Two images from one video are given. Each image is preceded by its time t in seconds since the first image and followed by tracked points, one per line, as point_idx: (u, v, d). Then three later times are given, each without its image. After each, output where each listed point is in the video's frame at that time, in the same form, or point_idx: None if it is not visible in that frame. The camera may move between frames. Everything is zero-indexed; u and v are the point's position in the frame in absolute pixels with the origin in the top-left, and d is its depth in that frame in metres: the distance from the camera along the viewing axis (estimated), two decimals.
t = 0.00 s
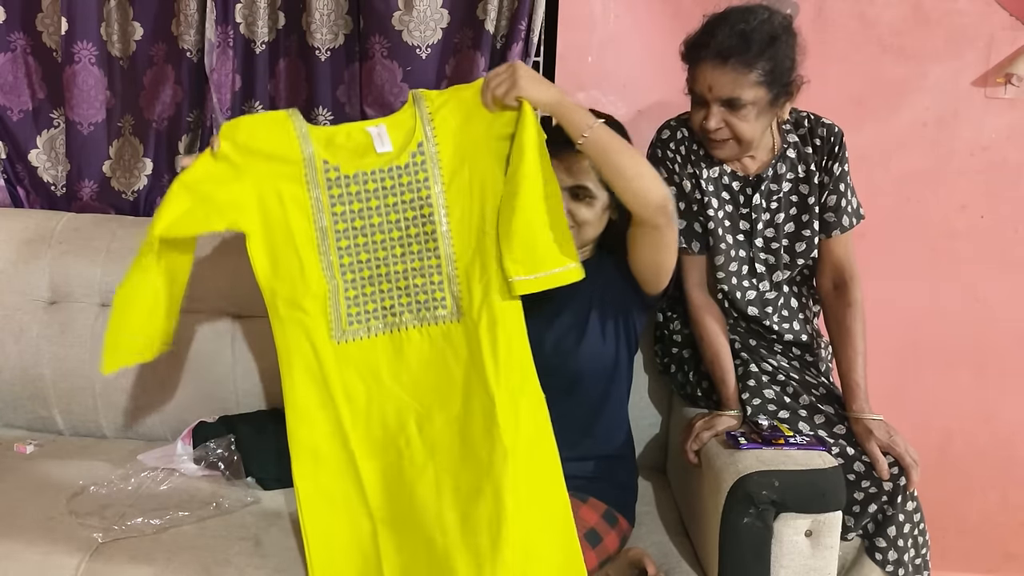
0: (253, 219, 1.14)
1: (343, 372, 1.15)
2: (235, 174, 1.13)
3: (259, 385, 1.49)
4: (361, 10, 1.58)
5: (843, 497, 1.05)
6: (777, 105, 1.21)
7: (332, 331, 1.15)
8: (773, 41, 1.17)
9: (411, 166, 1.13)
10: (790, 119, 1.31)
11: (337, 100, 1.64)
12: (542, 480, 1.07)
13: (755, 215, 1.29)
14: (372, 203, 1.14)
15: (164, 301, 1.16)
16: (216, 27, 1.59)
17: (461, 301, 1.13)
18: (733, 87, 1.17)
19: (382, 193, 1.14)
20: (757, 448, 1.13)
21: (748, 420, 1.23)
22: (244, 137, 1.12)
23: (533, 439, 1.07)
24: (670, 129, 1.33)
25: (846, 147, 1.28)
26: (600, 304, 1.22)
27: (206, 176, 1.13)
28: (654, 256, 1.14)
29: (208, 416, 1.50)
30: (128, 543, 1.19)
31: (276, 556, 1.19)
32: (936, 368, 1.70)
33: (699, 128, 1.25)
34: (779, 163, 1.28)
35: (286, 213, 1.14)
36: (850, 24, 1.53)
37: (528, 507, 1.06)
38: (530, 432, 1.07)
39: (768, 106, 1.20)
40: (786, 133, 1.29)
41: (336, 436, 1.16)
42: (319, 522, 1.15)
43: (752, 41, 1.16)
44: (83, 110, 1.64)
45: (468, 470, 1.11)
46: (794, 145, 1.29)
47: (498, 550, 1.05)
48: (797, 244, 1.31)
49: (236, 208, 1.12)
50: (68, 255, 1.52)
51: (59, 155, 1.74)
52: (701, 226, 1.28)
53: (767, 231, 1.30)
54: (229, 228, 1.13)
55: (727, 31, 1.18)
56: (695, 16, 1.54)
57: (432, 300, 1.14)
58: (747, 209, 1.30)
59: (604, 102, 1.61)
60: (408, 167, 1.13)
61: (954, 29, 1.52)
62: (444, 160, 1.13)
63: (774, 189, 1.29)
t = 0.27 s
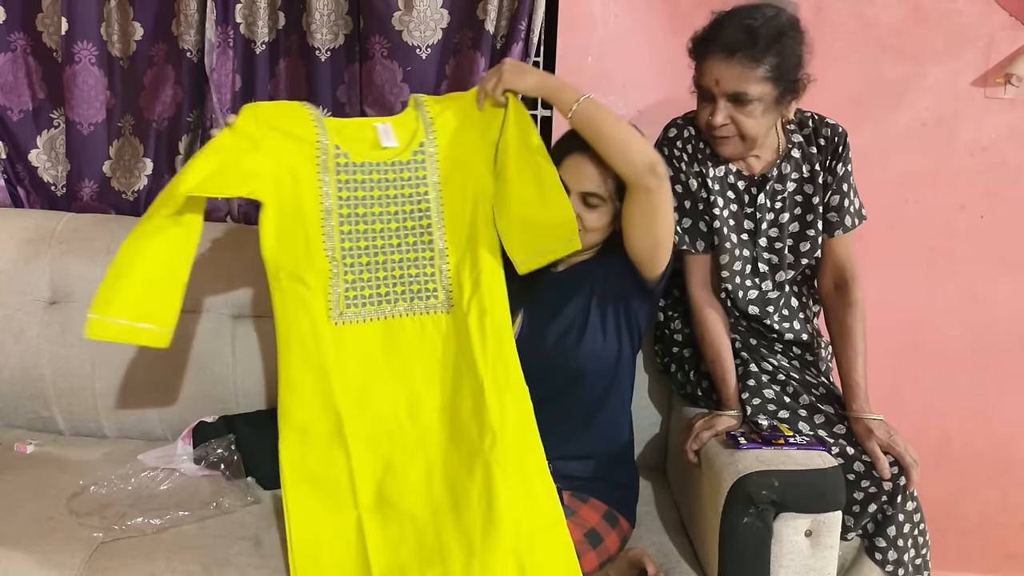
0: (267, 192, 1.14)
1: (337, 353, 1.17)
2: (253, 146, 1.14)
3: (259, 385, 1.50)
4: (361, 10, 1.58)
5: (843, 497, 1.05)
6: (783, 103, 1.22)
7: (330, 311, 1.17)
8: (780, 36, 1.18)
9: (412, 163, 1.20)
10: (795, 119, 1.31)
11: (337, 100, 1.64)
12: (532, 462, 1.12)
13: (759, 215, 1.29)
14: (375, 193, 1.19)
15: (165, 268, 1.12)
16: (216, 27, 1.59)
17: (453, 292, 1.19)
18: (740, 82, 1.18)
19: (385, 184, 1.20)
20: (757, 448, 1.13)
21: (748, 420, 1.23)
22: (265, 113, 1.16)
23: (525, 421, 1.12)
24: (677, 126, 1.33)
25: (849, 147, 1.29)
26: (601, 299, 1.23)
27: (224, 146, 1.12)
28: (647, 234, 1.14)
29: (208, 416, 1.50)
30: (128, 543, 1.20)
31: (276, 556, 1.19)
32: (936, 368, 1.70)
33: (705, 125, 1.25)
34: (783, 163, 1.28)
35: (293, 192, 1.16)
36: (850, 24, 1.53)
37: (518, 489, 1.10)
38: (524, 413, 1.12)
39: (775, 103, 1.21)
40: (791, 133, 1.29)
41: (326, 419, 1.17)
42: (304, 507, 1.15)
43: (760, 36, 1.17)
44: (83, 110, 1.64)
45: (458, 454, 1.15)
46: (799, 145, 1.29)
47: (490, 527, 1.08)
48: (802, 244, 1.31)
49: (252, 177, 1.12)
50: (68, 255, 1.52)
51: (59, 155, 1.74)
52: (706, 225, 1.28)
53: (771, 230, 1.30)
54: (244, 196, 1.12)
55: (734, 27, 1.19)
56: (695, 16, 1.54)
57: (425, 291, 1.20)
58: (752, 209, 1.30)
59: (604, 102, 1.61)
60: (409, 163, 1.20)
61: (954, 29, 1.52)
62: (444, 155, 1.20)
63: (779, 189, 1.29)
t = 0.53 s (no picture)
0: (284, 196, 1.20)
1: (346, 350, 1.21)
2: (269, 152, 1.19)
3: (259, 385, 1.50)
4: (361, 10, 1.58)
5: (842, 497, 1.05)
6: (801, 113, 1.23)
7: (339, 311, 1.22)
8: (803, 47, 1.19)
9: (424, 170, 1.24)
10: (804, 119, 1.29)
11: (337, 100, 1.64)
12: (535, 459, 1.13)
13: (768, 216, 1.28)
14: (386, 198, 1.24)
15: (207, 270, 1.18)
16: (216, 27, 1.59)
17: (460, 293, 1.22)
18: (762, 91, 1.19)
19: (396, 190, 1.24)
20: (757, 448, 1.13)
21: (748, 420, 1.23)
22: (279, 122, 1.22)
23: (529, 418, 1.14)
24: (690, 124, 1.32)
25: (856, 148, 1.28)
26: (603, 295, 1.24)
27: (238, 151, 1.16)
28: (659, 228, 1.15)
29: (208, 416, 1.50)
30: (128, 543, 1.20)
31: (276, 555, 1.19)
32: (936, 368, 1.70)
33: (722, 131, 1.25)
34: (793, 165, 1.27)
35: (307, 197, 1.22)
36: (850, 24, 1.53)
37: (520, 485, 1.11)
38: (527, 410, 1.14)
39: (794, 114, 1.22)
40: (800, 134, 1.28)
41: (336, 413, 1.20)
42: (313, 499, 1.17)
43: (784, 46, 1.18)
44: (83, 110, 1.64)
45: (462, 450, 1.16)
46: (807, 146, 1.28)
47: (491, 521, 1.09)
48: (811, 245, 1.31)
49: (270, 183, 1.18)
50: (68, 255, 1.52)
51: (59, 155, 1.74)
52: (715, 226, 1.28)
53: (779, 232, 1.30)
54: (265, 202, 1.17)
55: (758, 35, 1.19)
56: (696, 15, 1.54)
57: (432, 293, 1.23)
58: (762, 210, 1.29)
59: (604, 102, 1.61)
60: (421, 169, 1.24)
61: (954, 29, 1.52)
62: (454, 161, 1.24)
63: (788, 191, 1.29)
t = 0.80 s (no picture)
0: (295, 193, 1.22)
1: (348, 348, 1.22)
2: (283, 150, 1.22)
3: (259, 385, 1.50)
4: (361, 10, 1.58)
5: (843, 497, 1.05)
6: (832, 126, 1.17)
7: (343, 309, 1.23)
8: (840, 60, 1.13)
9: (427, 175, 1.28)
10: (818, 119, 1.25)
11: (337, 100, 1.64)
12: (535, 455, 1.13)
13: (784, 219, 1.26)
14: (391, 200, 1.27)
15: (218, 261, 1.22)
16: (216, 27, 1.59)
17: (461, 294, 1.23)
18: (798, 105, 1.13)
19: (402, 192, 1.27)
20: (757, 447, 1.13)
21: (748, 420, 1.23)
22: (291, 123, 1.25)
23: (529, 415, 1.14)
24: (712, 122, 1.29)
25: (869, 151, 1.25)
26: (603, 291, 1.24)
27: (251, 146, 1.19)
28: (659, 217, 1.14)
29: (208, 415, 1.50)
30: (128, 543, 1.20)
31: (276, 555, 1.19)
32: (936, 368, 1.70)
33: (749, 139, 1.20)
34: (808, 169, 1.23)
35: (318, 196, 1.24)
36: (850, 24, 1.54)
37: (519, 481, 1.11)
38: (527, 407, 1.14)
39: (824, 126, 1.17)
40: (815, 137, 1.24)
41: (338, 410, 1.21)
42: (314, 494, 1.18)
43: (824, 59, 1.11)
44: (83, 110, 1.64)
45: (462, 447, 1.16)
46: (822, 149, 1.24)
47: (490, 516, 1.09)
48: (823, 248, 1.28)
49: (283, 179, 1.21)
50: (68, 255, 1.52)
51: (59, 155, 1.74)
52: (730, 226, 1.25)
53: (792, 234, 1.28)
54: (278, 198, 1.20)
55: (797, 45, 1.12)
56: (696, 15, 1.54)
57: (434, 293, 1.24)
58: (777, 213, 1.26)
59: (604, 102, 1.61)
60: (426, 173, 1.28)
61: (954, 29, 1.52)
62: (456, 164, 1.26)
63: (803, 194, 1.25)
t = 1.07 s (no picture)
0: (299, 197, 1.24)
1: (348, 354, 1.23)
2: (289, 153, 1.24)
3: (259, 385, 1.50)
4: (361, 10, 1.58)
5: (843, 497, 1.05)
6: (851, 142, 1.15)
7: (344, 314, 1.24)
8: (871, 82, 1.10)
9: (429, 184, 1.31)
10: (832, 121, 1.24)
11: (337, 100, 1.64)
12: (534, 459, 1.13)
13: (799, 222, 1.25)
14: (393, 207, 1.30)
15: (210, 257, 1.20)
16: (217, 27, 1.59)
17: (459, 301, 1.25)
18: (822, 121, 1.10)
19: (404, 200, 1.30)
20: (757, 448, 1.13)
21: (749, 420, 1.24)
22: (301, 124, 1.28)
23: (525, 420, 1.15)
24: (733, 120, 1.26)
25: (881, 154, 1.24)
26: (604, 288, 1.24)
27: (259, 147, 1.20)
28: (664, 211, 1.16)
29: (208, 416, 1.50)
30: (128, 543, 1.20)
31: (276, 555, 1.19)
32: (936, 368, 1.70)
33: (767, 143, 1.17)
34: (823, 172, 1.22)
35: (322, 200, 1.26)
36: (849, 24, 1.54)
37: (517, 485, 1.11)
38: (524, 412, 1.15)
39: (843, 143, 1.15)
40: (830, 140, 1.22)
41: (336, 416, 1.21)
42: (312, 498, 1.17)
43: (856, 79, 1.08)
44: (83, 110, 1.64)
45: (460, 451, 1.16)
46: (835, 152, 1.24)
47: (489, 518, 1.09)
48: (834, 252, 1.28)
49: (290, 181, 1.22)
50: (68, 255, 1.52)
51: (59, 155, 1.74)
52: (744, 226, 1.24)
53: (804, 238, 1.27)
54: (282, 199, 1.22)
55: (833, 60, 1.08)
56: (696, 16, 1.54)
57: (433, 300, 1.25)
58: (791, 215, 1.25)
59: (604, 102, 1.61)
60: (427, 182, 1.31)
61: (954, 29, 1.52)
62: (456, 173, 1.29)
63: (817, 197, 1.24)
